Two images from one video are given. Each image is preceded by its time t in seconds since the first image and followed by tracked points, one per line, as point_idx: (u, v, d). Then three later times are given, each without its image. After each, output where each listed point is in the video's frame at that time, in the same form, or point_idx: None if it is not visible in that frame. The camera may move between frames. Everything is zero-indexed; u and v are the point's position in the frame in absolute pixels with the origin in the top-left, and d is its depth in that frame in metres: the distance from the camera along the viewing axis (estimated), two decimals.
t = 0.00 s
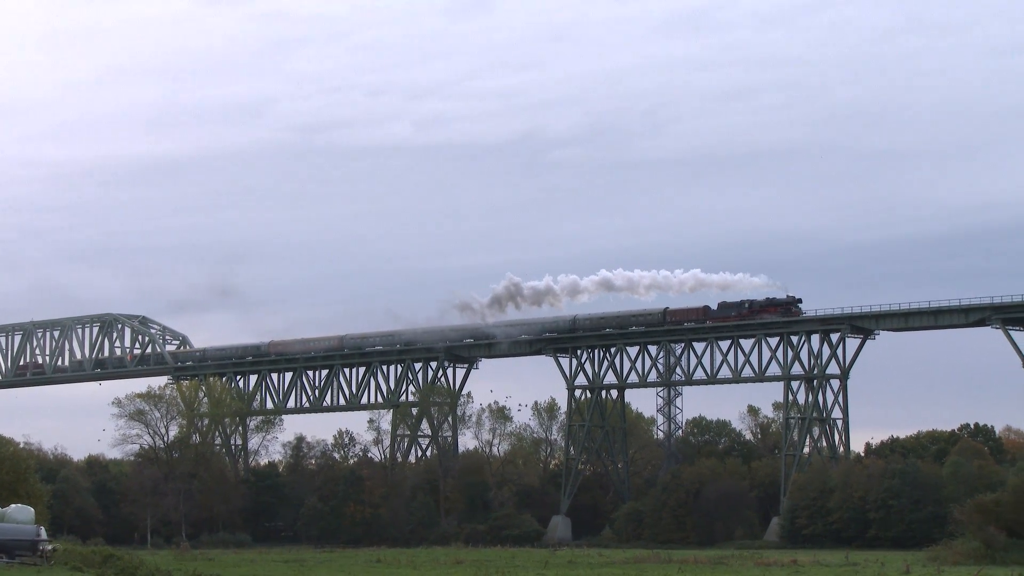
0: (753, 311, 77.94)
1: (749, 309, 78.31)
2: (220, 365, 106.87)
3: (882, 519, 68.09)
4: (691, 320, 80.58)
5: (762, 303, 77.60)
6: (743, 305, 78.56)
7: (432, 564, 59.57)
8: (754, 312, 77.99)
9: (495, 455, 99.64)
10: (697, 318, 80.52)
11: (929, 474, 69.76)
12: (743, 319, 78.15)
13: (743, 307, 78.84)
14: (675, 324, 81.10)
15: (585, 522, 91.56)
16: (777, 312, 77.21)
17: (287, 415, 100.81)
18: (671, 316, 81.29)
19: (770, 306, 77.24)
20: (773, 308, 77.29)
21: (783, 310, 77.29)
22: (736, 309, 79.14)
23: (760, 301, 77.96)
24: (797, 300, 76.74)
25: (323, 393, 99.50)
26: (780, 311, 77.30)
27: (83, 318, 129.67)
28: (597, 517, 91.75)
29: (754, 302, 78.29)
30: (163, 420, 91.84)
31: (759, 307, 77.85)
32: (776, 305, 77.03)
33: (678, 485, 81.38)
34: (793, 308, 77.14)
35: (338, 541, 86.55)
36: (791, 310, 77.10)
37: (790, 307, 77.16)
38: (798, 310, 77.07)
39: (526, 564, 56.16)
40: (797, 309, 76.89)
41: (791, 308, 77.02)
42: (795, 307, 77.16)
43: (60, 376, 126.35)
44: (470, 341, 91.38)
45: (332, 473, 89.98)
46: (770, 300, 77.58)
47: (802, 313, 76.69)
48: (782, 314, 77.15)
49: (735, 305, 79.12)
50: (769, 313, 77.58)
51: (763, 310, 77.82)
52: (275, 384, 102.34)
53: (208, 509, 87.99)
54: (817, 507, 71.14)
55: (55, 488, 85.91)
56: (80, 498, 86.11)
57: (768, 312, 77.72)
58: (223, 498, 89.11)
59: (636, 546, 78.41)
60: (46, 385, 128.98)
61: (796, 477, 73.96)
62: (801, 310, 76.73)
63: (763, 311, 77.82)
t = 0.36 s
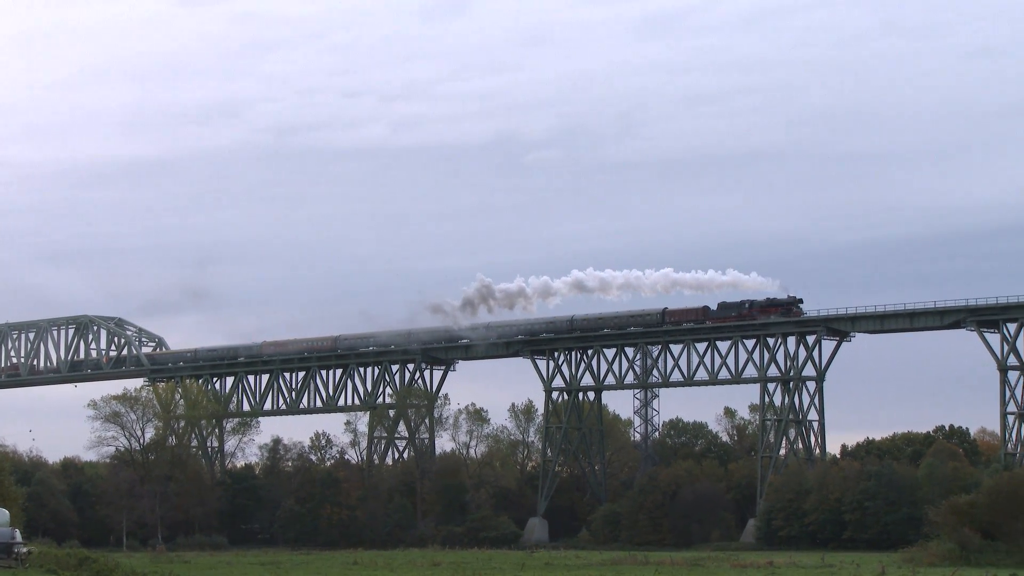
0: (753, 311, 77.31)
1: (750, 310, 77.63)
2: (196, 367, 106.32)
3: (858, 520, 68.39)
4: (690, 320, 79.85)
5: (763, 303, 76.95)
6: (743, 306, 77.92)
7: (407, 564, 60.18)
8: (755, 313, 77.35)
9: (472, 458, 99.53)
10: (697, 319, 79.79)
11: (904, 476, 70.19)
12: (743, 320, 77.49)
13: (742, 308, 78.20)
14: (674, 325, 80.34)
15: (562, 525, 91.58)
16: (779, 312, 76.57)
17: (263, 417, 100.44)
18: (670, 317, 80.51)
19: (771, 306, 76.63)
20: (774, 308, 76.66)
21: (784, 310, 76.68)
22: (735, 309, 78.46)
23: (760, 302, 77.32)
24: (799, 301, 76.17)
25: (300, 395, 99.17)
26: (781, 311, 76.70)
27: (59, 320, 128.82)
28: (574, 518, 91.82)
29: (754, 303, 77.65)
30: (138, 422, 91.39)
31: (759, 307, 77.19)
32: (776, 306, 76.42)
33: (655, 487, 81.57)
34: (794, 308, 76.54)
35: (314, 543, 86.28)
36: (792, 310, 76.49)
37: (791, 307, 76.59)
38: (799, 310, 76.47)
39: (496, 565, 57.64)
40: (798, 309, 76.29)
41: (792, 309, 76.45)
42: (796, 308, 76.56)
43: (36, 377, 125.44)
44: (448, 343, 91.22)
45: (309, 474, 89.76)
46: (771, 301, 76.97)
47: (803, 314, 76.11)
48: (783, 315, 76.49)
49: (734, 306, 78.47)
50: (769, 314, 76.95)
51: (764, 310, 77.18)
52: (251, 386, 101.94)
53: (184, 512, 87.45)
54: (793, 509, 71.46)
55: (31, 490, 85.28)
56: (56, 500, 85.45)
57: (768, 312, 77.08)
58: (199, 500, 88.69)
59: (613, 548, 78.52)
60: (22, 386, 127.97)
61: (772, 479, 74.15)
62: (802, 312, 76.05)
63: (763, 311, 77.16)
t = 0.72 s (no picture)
0: (755, 310, 76.48)
1: (751, 309, 76.75)
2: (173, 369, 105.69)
3: (835, 521, 68.50)
4: (691, 320, 79.01)
5: (764, 303, 76.04)
6: (744, 306, 77.09)
7: (386, 564, 59.83)
8: (757, 312, 76.50)
9: (450, 459, 99.37)
10: (698, 319, 78.85)
11: (880, 477, 70.46)
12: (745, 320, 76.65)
13: (744, 307, 77.39)
14: (674, 325, 79.46)
15: (540, 526, 91.41)
16: (781, 312, 75.60)
17: (241, 419, 99.98)
18: (670, 317, 79.56)
19: (772, 306, 75.69)
20: (776, 308, 75.68)
21: (786, 310, 75.76)
22: (737, 309, 77.60)
23: (762, 301, 76.41)
24: (801, 300, 75.10)
25: (277, 396, 98.67)
26: (783, 311, 75.77)
27: (34, 321, 127.80)
28: (552, 519, 91.75)
29: (756, 302, 76.84)
30: (115, 423, 90.85)
31: (761, 307, 76.27)
32: (778, 305, 75.46)
33: (633, 488, 81.55)
34: (796, 307, 75.53)
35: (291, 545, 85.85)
36: (795, 309, 75.51)
37: (793, 307, 75.58)
38: (801, 310, 75.49)
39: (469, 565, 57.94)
40: (800, 309, 75.34)
41: (794, 308, 75.44)
42: (798, 307, 75.57)
43: (12, 380, 124.41)
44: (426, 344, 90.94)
45: (286, 476, 89.30)
46: (773, 300, 76.01)
47: (806, 313, 75.02)
48: (785, 315, 75.61)
49: (735, 305, 77.62)
50: (771, 313, 76.00)
51: (766, 309, 76.26)
52: (228, 387, 101.44)
53: (160, 514, 86.57)
54: (770, 510, 71.58)
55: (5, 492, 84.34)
56: (31, 501, 84.45)
57: (770, 312, 76.14)
58: (176, 501, 88.02)
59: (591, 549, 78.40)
60: None
61: (750, 480, 74.27)
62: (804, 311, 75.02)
63: (764, 311, 76.22)
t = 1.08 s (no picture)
0: (758, 310, 75.61)
1: (755, 310, 75.97)
2: (150, 370, 105.07)
3: (813, 522, 68.62)
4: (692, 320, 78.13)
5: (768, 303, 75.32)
6: (748, 305, 76.16)
7: (365, 566, 59.62)
8: (760, 312, 75.70)
9: (428, 460, 99.22)
10: (700, 318, 77.92)
11: (857, 478, 70.71)
12: (748, 319, 75.88)
13: (746, 308, 76.49)
14: (675, 325, 78.58)
15: (519, 528, 91.28)
16: (784, 312, 75.14)
17: (219, 421, 99.48)
18: (671, 317, 78.66)
19: (776, 306, 75.11)
20: (780, 308, 75.14)
21: (789, 310, 75.21)
22: (740, 309, 76.74)
23: (766, 301, 75.64)
24: (805, 299, 74.69)
25: (256, 398, 98.23)
26: (787, 310, 75.25)
27: (11, 322, 126.85)
28: (531, 521, 91.67)
29: (759, 301, 76.00)
30: (92, 425, 90.02)
31: (765, 307, 75.55)
32: (782, 305, 74.93)
33: (612, 490, 81.58)
34: (800, 307, 75.06)
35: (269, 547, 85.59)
36: (799, 309, 75.01)
37: (797, 306, 75.07)
38: (805, 309, 75.00)
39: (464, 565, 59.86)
40: (804, 309, 74.85)
41: (798, 308, 74.89)
42: (802, 307, 75.06)
43: None
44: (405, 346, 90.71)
45: (264, 477, 88.88)
46: (777, 300, 75.35)
47: (810, 313, 74.63)
48: (789, 314, 75.05)
49: (738, 305, 76.75)
50: (775, 313, 75.42)
51: (770, 309, 75.56)
52: (206, 389, 100.93)
53: (138, 515, 86.09)
54: (748, 511, 71.75)
55: None
56: (7, 503, 83.69)
57: (774, 312, 75.52)
58: (154, 503, 87.51)
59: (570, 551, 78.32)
60: None
61: (728, 481, 74.45)
62: (809, 311, 74.55)
63: (768, 310, 75.59)
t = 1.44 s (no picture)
0: (760, 310, 74.83)
1: (757, 309, 75.17)
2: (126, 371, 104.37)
3: (790, 523, 68.78)
4: (694, 319, 77.37)
5: (771, 303, 74.41)
6: (749, 305, 75.39)
7: (343, 568, 59.43)
8: (762, 312, 74.93)
9: (406, 462, 98.97)
10: (701, 318, 77.16)
11: (834, 479, 70.89)
12: (750, 319, 75.09)
13: (749, 307, 75.70)
14: (676, 324, 77.83)
15: (496, 530, 91.07)
16: (787, 312, 74.15)
17: (196, 422, 98.90)
18: (671, 317, 77.90)
19: (778, 306, 74.23)
20: (782, 308, 74.20)
21: (792, 310, 74.20)
22: (742, 308, 75.92)
23: (768, 300, 74.77)
24: (808, 299, 73.60)
25: (233, 399, 97.71)
26: (790, 310, 74.27)
27: None
28: (508, 523, 91.49)
29: (762, 301, 75.17)
30: (68, 426, 89.33)
31: (767, 306, 74.73)
32: (784, 305, 73.94)
33: (589, 491, 81.61)
34: (802, 307, 74.01)
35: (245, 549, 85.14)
36: (801, 309, 73.97)
37: (800, 306, 74.01)
38: (808, 309, 73.93)
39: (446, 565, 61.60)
40: (807, 308, 73.74)
41: (801, 308, 73.84)
42: (805, 306, 73.97)
43: None
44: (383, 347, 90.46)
45: (240, 479, 88.35)
46: (779, 300, 74.41)
47: (813, 313, 73.58)
48: (792, 314, 74.07)
49: (741, 305, 75.94)
50: (777, 313, 74.50)
51: (772, 309, 74.74)
52: (182, 390, 100.35)
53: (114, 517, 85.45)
54: (725, 512, 71.85)
55: None
56: None
57: (776, 311, 74.64)
58: (130, 505, 86.89)
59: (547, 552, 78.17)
60: None
61: (705, 483, 74.50)
62: (812, 311, 73.49)
63: (771, 310, 74.75)
